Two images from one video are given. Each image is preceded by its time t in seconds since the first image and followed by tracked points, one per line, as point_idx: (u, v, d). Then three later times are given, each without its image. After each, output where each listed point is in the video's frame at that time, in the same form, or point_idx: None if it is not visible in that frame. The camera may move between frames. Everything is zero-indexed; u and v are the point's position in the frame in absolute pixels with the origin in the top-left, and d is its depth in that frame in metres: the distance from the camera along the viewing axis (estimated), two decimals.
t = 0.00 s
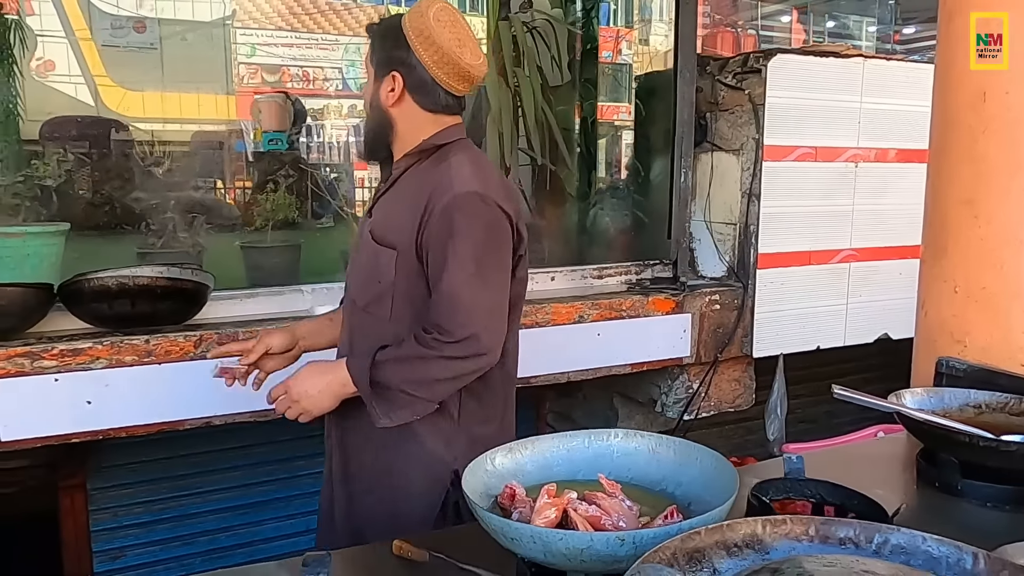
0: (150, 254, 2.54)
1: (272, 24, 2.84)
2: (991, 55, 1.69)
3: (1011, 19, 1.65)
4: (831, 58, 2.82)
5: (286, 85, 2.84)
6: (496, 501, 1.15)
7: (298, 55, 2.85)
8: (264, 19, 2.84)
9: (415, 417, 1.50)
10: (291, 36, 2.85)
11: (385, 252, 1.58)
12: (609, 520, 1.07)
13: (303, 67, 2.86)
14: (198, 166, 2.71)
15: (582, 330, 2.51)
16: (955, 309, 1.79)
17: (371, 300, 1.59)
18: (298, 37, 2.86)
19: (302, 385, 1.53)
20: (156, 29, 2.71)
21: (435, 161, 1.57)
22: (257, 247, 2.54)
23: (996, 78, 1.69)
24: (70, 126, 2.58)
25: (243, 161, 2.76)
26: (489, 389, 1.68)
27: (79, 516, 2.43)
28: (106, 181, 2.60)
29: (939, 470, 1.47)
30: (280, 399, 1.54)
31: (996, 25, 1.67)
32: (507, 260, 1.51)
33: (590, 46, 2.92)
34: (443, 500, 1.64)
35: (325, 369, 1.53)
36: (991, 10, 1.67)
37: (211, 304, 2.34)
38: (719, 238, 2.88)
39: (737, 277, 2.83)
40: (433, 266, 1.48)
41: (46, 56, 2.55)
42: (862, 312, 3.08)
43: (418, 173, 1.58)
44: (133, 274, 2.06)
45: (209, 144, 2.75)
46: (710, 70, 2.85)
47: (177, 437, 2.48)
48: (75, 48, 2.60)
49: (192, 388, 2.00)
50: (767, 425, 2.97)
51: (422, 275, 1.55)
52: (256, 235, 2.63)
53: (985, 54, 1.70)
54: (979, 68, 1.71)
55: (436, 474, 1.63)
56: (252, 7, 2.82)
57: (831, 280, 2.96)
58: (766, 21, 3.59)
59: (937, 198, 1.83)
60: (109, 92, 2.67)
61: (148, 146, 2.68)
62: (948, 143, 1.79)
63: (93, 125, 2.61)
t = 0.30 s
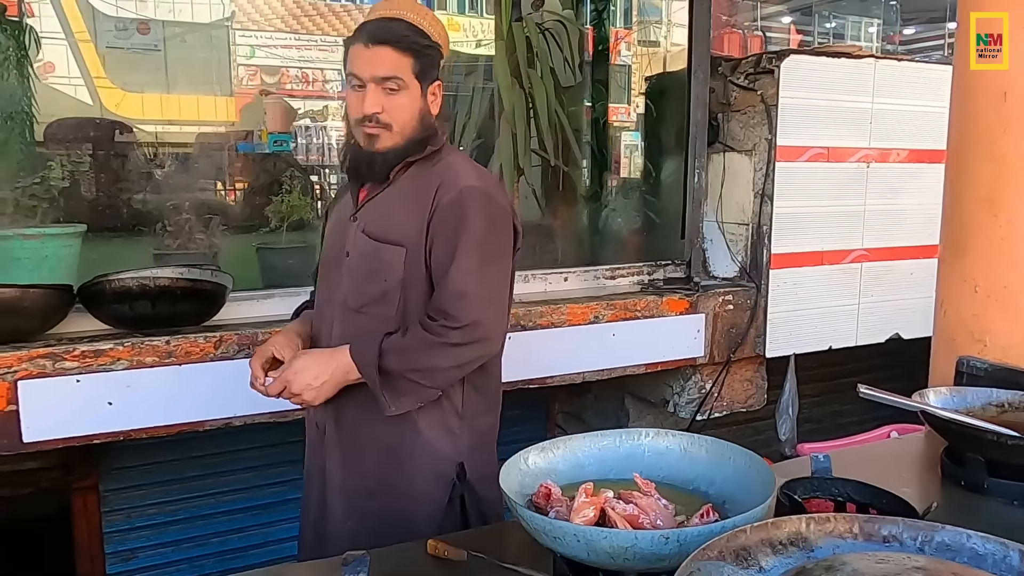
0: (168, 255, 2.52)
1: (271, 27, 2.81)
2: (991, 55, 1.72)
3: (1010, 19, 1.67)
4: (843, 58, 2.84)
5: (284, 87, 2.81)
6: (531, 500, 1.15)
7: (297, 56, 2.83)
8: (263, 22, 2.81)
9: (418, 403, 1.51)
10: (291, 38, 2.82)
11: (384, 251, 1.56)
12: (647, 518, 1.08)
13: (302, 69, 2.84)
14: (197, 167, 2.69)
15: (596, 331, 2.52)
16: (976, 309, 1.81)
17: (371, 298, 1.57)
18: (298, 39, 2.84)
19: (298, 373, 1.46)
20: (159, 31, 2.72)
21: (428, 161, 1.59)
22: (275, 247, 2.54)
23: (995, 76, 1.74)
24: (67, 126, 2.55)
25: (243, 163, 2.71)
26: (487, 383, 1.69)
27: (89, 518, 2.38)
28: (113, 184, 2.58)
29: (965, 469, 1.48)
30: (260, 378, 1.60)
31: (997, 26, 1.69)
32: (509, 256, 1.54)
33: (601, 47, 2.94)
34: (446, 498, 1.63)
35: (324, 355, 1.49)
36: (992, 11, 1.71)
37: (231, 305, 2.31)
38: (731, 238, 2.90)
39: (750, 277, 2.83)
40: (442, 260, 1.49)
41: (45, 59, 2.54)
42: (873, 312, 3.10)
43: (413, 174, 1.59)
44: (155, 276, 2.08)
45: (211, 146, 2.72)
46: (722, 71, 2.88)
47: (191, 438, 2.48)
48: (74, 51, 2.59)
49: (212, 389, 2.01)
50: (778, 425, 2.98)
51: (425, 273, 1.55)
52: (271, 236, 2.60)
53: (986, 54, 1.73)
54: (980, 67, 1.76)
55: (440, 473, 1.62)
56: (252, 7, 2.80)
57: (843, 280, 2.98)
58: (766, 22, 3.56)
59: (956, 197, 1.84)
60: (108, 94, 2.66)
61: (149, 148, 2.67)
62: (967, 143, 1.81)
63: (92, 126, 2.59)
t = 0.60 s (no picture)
0: (178, 257, 2.48)
1: (269, 29, 2.81)
2: (992, 55, 1.80)
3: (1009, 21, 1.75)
4: (850, 61, 2.89)
5: (281, 89, 2.81)
6: (558, 502, 1.16)
7: (294, 59, 2.83)
8: (260, 24, 2.80)
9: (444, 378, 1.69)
10: (288, 40, 2.83)
11: (394, 248, 1.63)
12: (676, 519, 1.08)
13: (299, 71, 2.83)
14: (202, 168, 2.63)
15: (607, 332, 2.54)
16: (988, 310, 1.84)
17: (383, 293, 1.63)
18: (294, 41, 2.84)
19: (349, 365, 1.49)
20: (160, 33, 2.70)
21: (411, 162, 1.67)
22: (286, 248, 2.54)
23: (999, 76, 1.80)
24: (64, 129, 2.48)
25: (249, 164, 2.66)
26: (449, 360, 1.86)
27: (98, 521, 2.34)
28: (114, 187, 2.49)
29: (983, 469, 1.49)
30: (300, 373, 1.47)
31: (996, 26, 1.77)
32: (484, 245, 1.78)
33: (608, 49, 2.97)
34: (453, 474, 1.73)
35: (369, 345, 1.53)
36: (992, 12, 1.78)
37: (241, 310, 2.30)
38: (738, 240, 2.93)
39: (758, 278, 2.86)
40: (456, 253, 1.66)
41: (43, 61, 2.50)
42: (879, 313, 3.14)
43: (401, 173, 1.66)
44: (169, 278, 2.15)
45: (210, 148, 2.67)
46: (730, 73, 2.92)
47: (199, 440, 2.47)
48: (70, 53, 2.56)
49: (226, 394, 2.07)
50: (784, 426, 3.09)
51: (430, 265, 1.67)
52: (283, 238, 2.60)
53: (986, 53, 1.81)
54: (980, 67, 1.85)
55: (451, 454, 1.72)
56: (249, 10, 2.79)
57: (852, 281, 3.02)
58: (762, 24, 3.61)
59: (968, 198, 1.89)
60: (105, 96, 2.62)
61: (150, 152, 2.60)
62: (981, 146, 1.86)
63: (88, 128, 2.52)
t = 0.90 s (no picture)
0: (180, 260, 2.50)
1: (262, 31, 2.75)
2: (992, 54, 1.84)
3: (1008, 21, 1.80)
4: (850, 64, 2.92)
5: (275, 92, 2.76)
6: (572, 502, 1.16)
7: (288, 61, 2.78)
8: (254, 27, 2.74)
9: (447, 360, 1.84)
10: (283, 43, 2.77)
11: (412, 244, 1.71)
12: (691, 520, 1.08)
13: (293, 73, 2.77)
14: (206, 169, 2.62)
15: (610, 334, 2.54)
16: (992, 310, 1.88)
17: (404, 286, 1.71)
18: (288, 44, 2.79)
19: (409, 361, 1.60)
20: (156, 36, 2.61)
21: (406, 162, 1.76)
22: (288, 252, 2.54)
23: (1000, 76, 1.85)
24: (67, 132, 2.43)
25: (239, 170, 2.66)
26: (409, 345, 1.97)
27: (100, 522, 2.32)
28: (110, 190, 2.47)
29: (989, 468, 1.50)
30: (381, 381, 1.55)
31: (997, 26, 1.82)
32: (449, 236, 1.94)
33: (608, 53, 2.97)
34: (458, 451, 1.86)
35: (413, 338, 1.64)
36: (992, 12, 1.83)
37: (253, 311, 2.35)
38: (740, 241, 2.96)
39: (759, 280, 2.88)
40: (454, 246, 1.83)
41: (36, 63, 2.41)
42: (879, 314, 3.17)
43: (401, 172, 1.74)
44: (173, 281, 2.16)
45: (208, 149, 2.64)
46: (730, 76, 2.94)
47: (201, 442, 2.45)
48: (64, 56, 2.47)
49: (231, 396, 2.08)
50: (787, 427, 3.10)
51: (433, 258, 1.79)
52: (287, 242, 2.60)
53: (986, 53, 1.85)
54: (980, 66, 1.88)
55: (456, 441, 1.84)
56: (242, 12, 2.72)
57: (852, 282, 3.05)
58: (757, 27, 3.58)
59: (970, 199, 1.93)
60: (97, 99, 2.52)
61: (145, 154, 2.55)
62: (983, 147, 1.90)
63: (88, 131, 2.47)
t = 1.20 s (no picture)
0: (176, 263, 2.49)
1: (254, 34, 2.73)
2: (993, 54, 1.89)
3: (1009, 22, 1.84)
4: (844, 68, 2.94)
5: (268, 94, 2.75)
6: (571, 505, 1.15)
7: (281, 63, 2.76)
8: (246, 28, 2.72)
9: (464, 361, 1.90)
10: (275, 45, 2.75)
11: (437, 247, 1.77)
12: (692, 522, 1.07)
13: (286, 76, 2.77)
14: (200, 172, 2.61)
15: (606, 336, 2.55)
16: (987, 313, 1.94)
17: (429, 288, 1.76)
18: (281, 46, 2.76)
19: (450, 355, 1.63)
20: (148, 38, 2.59)
21: (425, 168, 1.81)
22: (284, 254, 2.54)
23: (999, 76, 1.89)
24: (61, 134, 2.43)
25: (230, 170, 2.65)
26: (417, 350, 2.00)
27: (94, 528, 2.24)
28: (101, 195, 2.46)
29: (986, 469, 1.50)
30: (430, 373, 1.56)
31: (997, 26, 1.86)
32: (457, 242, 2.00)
33: (603, 56, 2.99)
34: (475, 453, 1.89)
35: (452, 333, 1.71)
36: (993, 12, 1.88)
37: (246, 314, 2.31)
38: (734, 243, 2.97)
39: (754, 282, 2.90)
40: (470, 252, 1.89)
41: (27, 65, 2.40)
42: (873, 316, 3.19)
43: (422, 176, 1.79)
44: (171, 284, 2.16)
45: (201, 152, 2.64)
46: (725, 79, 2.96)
47: (198, 445, 2.38)
48: (55, 58, 2.44)
49: (227, 401, 2.07)
50: (781, 429, 3.12)
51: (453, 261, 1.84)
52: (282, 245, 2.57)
53: (987, 53, 1.90)
54: (981, 66, 1.93)
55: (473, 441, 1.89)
56: (234, 15, 2.70)
57: (845, 285, 3.07)
58: (749, 30, 3.58)
59: (967, 202, 1.99)
60: (89, 102, 2.51)
61: (137, 157, 2.53)
62: (978, 150, 1.95)
63: (81, 134, 2.46)
